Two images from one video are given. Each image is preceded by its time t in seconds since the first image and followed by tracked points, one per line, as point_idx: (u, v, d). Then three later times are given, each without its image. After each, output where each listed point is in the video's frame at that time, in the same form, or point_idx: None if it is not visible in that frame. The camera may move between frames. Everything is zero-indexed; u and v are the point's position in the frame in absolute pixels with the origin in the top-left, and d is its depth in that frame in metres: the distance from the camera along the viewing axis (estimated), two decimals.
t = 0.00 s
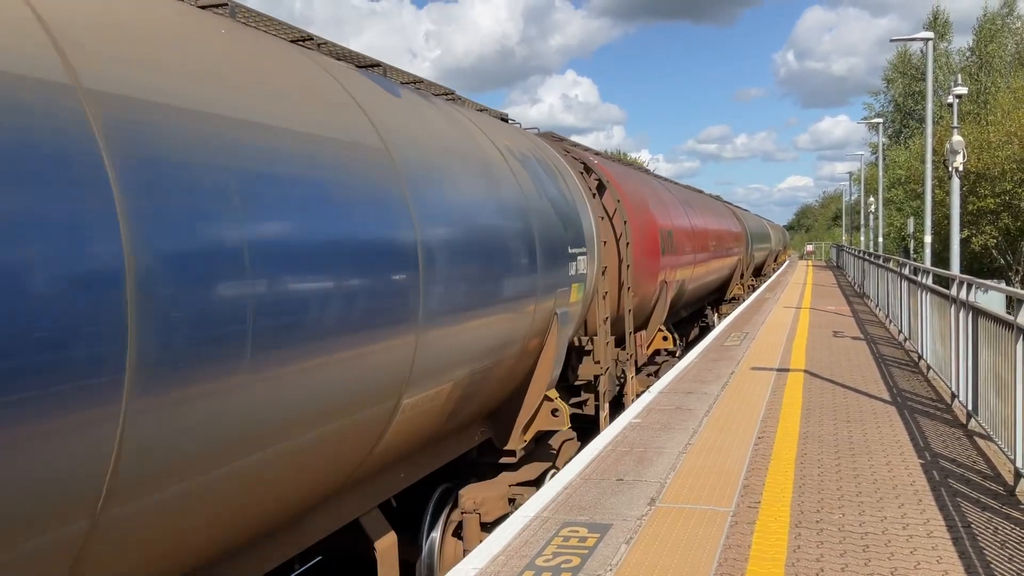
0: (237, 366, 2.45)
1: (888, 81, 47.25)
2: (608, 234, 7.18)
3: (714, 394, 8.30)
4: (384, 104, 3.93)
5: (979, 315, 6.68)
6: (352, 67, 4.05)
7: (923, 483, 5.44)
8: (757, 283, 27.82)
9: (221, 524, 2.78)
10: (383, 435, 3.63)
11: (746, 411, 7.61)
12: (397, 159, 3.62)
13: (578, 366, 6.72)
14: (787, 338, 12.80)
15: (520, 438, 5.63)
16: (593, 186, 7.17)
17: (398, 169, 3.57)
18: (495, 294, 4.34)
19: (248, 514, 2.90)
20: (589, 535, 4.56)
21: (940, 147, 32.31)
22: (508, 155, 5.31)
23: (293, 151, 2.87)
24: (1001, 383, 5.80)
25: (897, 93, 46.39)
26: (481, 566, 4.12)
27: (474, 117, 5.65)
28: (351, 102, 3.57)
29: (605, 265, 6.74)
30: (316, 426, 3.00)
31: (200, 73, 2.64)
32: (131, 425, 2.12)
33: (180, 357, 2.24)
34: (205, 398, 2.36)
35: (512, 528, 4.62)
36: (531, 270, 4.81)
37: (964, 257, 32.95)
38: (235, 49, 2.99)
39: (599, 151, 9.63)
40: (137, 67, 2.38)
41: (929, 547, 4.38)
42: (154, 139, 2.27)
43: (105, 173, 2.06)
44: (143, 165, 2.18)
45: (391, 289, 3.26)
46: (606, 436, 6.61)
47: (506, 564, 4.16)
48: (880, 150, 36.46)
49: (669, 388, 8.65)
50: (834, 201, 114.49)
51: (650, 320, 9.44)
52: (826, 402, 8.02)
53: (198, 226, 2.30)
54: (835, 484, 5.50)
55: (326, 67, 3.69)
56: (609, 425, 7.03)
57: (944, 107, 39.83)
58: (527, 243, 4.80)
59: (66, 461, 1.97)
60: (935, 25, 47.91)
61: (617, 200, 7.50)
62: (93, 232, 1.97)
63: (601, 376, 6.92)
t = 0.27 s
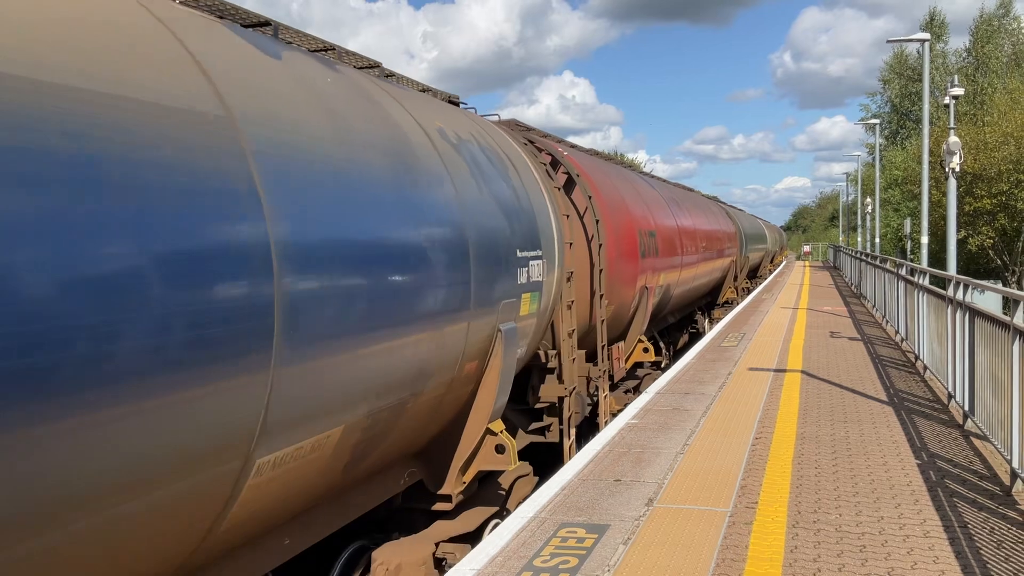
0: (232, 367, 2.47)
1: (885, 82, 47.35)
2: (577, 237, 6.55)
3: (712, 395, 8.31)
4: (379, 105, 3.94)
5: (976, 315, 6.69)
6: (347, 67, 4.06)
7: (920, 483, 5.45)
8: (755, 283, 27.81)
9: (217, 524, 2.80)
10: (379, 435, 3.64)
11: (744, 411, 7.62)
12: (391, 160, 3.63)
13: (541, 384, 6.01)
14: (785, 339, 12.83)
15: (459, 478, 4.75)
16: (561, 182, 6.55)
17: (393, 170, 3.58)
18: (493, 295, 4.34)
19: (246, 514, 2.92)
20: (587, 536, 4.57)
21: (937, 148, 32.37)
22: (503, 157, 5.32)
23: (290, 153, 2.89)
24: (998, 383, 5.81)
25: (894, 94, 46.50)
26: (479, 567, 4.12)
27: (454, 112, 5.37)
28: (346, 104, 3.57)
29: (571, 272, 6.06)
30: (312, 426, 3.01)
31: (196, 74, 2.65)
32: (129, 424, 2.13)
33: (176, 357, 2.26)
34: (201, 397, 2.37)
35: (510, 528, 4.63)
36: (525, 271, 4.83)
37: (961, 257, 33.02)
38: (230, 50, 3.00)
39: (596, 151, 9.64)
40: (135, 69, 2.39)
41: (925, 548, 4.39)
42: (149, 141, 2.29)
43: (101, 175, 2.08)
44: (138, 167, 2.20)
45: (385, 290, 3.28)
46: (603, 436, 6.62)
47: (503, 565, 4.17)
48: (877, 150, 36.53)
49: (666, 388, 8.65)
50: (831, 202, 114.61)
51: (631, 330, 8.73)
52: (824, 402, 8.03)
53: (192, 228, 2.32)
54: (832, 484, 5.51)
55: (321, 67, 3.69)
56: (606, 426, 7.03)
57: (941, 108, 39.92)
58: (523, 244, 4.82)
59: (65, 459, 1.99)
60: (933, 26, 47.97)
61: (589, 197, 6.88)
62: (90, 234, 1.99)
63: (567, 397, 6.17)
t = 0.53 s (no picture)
0: (232, 367, 2.45)
1: (882, 81, 47.40)
2: (535, 234, 5.57)
3: (710, 394, 8.31)
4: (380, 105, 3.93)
5: (975, 314, 6.68)
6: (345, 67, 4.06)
7: (918, 483, 5.45)
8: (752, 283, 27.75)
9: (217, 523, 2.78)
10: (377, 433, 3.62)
11: (742, 411, 7.62)
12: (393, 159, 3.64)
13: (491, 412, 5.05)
14: (783, 338, 12.83)
15: (366, 543, 3.66)
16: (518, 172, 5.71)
17: (390, 168, 3.57)
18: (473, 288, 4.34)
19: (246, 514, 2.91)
20: (586, 536, 4.56)
21: (934, 147, 32.40)
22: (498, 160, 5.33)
23: (290, 151, 2.87)
24: (996, 382, 5.81)
25: (891, 93, 46.56)
26: (478, 567, 4.11)
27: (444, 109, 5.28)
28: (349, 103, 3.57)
29: (526, 278, 5.10)
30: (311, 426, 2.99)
31: (195, 71, 2.63)
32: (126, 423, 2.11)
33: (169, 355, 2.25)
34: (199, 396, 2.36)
35: (509, 528, 4.62)
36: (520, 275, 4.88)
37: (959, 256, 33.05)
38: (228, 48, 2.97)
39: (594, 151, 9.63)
40: (135, 66, 2.37)
41: (924, 547, 4.38)
42: (149, 139, 2.27)
43: (98, 173, 2.05)
44: (137, 166, 2.18)
45: (383, 291, 3.25)
46: (602, 436, 6.61)
47: (502, 565, 4.16)
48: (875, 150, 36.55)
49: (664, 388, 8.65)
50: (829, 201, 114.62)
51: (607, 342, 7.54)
52: (821, 402, 8.03)
53: (192, 225, 2.30)
54: (830, 484, 5.50)
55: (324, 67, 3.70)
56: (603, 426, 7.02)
57: (938, 107, 39.98)
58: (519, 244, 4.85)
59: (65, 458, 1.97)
60: (930, 25, 47.97)
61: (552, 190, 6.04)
62: (91, 232, 1.97)
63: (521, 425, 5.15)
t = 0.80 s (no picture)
0: (226, 367, 2.44)
1: (879, 80, 47.43)
2: (479, 235, 4.77)
3: (707, 394, 8.30)
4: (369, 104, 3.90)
5: (972, 314, 6.67)
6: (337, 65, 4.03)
7: (916, 482, 5.45)
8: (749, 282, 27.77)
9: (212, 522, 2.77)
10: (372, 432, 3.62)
11: (740, 410, 7.62)
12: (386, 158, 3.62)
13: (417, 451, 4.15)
14: (781, 338, 12.83)
15: None
16: (462, 160, 4.97)
17: (387, 167, 3.58)
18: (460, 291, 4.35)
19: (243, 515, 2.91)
20: (583, 536, 4.55)
21: (931, 146, 32.43)
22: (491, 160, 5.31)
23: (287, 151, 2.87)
24: (994, 381, 5.81)
25: (888, 93, 46.60)
26: (475, 568, 4.11)
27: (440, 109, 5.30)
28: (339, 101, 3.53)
29: (463, 288, 4.35)
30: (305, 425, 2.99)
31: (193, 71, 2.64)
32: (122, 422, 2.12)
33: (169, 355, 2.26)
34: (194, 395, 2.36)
35: (506, 528, 4.61)
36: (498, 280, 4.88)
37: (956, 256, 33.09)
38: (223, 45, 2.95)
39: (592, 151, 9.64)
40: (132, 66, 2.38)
41: (921, 546, 4.38)
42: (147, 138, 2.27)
43: (90, 174, 2.05)
44: (132, 165, 2.18)
45: (379, 292, 3.25)
46: (599, 436, 6.61)
47: (500, 565, 4.15)
48: (872, 149, 36.58)
49: (661, 388, 8.64)
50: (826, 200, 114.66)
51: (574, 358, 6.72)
52: (819, 401, 8.03)
53: (184, 226, 2.30)
54: (828, 483, 5.50)
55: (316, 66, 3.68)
56: (601, 426, 7.01)
57: (935, 107, 40.00)
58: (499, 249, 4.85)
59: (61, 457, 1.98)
60: (928, 24, 47.99)
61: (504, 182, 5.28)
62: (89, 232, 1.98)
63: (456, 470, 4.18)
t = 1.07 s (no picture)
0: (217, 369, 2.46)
1: (877, 80, 47.47)
2: (388, 235, 4.02)
3: (704, 393, 8.31)
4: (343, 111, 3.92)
5: (969, 312, 6.67)
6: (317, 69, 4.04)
7: (913, 481, 5.44)
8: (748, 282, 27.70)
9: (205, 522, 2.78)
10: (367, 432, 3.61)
11: (738, 409, 7.62)
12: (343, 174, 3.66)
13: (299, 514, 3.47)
14: (779, 336, 12.84)
15: None
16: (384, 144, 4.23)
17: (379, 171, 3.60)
18: (452, 292, 4.33)
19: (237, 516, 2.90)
20: (581, 535, 4.54)
21: (929, 145, 32.46)
22: (481, 160, 5.27)
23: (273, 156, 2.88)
24: (990, 380, 5.80)
25: (886, 91, 46.63)
26: (473, 567, 4.10)
27: (431, 111, 5.33)
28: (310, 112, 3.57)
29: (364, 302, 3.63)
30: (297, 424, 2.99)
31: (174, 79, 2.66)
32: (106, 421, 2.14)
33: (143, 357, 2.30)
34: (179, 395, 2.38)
35: (504, 527, 4.61)
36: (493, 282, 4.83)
37: (954, 254, 33.09)
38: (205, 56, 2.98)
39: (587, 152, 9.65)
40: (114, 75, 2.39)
41: (919, 545, 4.38)
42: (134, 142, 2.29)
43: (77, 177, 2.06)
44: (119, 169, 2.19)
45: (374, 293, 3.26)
46: (597, 435, 6.60)
47: (499, 565, 4.14)
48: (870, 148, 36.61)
49: (660, 387, 8.64)
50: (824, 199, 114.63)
51: (532, 377, 5.89)
52: (816, 400, 8.03)
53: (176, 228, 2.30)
54: (825, 482, 5.50)
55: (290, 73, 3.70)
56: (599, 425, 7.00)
57: (933, 105, 40.05)
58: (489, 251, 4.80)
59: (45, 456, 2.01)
60: (925, 22, 47.97)
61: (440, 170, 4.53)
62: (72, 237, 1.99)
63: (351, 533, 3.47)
